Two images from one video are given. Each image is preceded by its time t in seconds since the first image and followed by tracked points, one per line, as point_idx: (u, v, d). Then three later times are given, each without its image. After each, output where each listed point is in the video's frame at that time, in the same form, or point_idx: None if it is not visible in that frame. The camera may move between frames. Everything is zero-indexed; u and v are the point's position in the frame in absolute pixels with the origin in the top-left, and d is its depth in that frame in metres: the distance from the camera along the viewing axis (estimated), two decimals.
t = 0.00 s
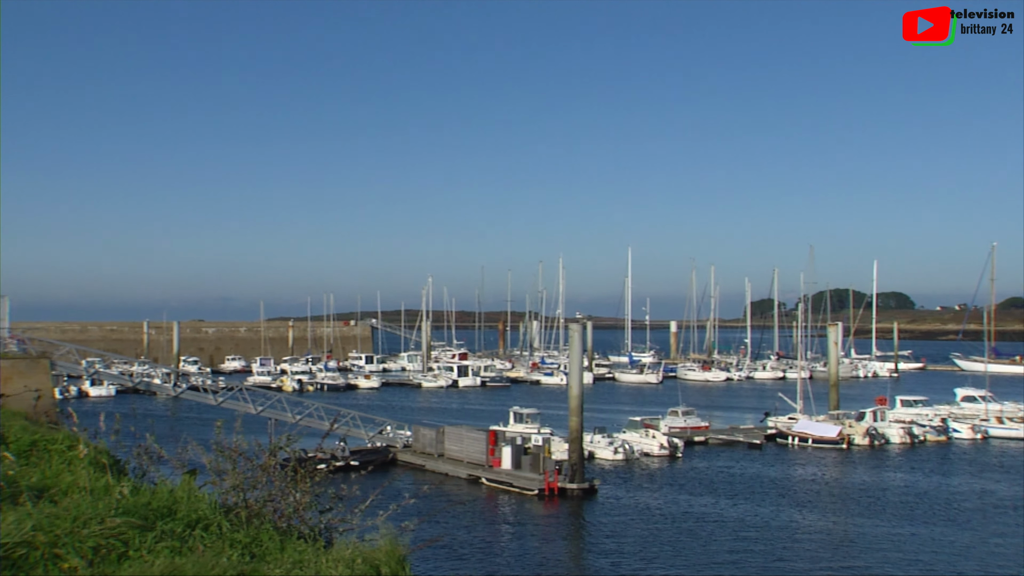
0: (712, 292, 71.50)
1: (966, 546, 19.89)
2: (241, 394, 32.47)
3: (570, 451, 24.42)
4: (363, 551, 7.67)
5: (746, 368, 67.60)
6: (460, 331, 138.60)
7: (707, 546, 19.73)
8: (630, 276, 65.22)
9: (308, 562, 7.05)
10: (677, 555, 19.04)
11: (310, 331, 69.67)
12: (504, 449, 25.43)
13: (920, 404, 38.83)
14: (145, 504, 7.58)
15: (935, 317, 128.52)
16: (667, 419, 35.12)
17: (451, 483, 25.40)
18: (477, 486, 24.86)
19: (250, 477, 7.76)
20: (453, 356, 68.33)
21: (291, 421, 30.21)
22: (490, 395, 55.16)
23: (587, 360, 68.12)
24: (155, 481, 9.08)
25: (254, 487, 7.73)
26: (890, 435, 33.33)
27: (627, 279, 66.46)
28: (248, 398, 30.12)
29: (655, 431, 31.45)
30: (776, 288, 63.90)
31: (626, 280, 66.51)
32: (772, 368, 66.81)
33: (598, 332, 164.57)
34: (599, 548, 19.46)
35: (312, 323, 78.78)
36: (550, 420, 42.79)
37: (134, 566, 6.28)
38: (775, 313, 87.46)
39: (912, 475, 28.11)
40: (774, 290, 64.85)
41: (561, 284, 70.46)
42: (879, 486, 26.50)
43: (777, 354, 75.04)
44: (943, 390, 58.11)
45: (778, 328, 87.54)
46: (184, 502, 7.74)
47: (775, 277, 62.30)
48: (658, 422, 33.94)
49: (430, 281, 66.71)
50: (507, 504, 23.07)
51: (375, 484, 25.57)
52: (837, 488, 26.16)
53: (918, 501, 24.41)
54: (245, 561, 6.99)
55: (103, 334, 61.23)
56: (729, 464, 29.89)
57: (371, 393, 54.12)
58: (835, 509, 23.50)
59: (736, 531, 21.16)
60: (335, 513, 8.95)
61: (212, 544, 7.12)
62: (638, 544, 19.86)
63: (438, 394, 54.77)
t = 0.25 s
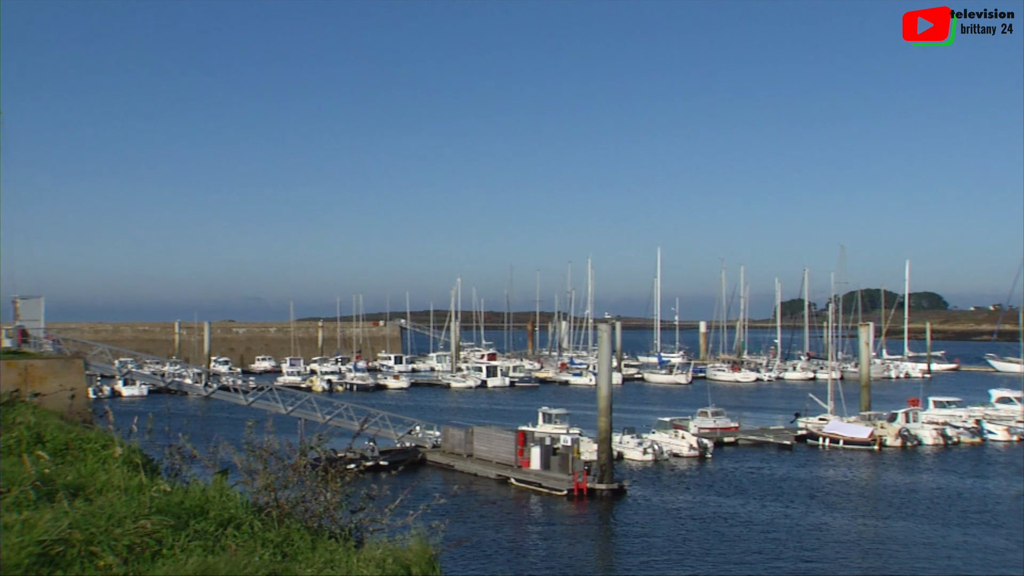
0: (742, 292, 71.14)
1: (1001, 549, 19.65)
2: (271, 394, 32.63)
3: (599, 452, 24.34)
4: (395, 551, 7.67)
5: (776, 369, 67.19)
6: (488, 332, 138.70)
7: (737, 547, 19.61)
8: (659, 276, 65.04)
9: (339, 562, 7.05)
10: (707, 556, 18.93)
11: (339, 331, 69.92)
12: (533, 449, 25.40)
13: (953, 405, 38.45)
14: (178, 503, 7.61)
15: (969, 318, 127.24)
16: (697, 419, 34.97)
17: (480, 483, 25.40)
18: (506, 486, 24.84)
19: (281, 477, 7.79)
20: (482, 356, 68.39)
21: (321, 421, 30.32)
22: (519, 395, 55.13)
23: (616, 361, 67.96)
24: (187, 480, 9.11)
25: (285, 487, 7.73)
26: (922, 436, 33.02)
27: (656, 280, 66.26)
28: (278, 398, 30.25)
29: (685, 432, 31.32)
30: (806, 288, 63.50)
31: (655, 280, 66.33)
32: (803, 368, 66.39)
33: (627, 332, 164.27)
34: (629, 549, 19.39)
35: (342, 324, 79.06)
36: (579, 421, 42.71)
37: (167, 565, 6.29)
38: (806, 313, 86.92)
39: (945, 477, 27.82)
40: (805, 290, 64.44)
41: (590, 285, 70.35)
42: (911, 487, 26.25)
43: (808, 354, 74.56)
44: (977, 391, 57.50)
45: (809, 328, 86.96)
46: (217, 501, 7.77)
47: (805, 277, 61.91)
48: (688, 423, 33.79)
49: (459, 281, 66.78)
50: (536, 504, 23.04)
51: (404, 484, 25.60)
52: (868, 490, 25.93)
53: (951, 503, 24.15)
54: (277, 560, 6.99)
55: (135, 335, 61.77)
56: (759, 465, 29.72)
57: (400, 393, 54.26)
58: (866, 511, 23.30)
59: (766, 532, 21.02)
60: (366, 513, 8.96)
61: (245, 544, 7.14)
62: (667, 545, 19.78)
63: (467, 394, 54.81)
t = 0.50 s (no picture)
0: (771, 292, 70.75)
1: None
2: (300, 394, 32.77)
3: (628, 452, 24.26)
4: (424, 550, 7.67)
5: (805, 370, 66.77)
6: (517, 332, 138.73)
7: (766, 549, 19.51)
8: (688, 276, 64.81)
9: (369, 562, 7.06)
10: (736, 557, 18.85)
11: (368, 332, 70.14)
12: (562, 450, 25.37)
13: (987, 406, 38.05)
14: (210, 502, 7.66)
15: (1003, 318, 125.86)
16: (726, 420, 34.81)
17: (508, 483, 25.40)
18: (535, 487, 24.83)
19: (311, 476, 7.82)
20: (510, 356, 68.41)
21: (349, 421, 30.42)
22: (547, 395, 55.11)
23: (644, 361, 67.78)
24: (217, 479, 9.16)
25: (315, 486, 7.76)
26: (955, 438, 32.70)
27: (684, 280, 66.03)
28: (307, 398, 30.38)
29: (713, 433, 31.18)
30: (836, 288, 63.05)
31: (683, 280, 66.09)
32: (833, 369, 65.93)
33: (656, 332, 163.78)
34: (657, 549, 19.34)
35: (371, 324, 79.30)
36: (607, 421, 42.62)
37: (200, 564, 6.33)
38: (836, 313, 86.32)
39: (978, 479, 27.54)
40: (835, 290, 64.01)
41: (618, 285, 70.19)
42: (943, 490, 26.00)
43: (838, 355, 74.02)
44: (1011, 392, 56.86)
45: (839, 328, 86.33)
46: (248, 501, 7.81)
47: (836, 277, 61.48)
48: (717, 423, 33.64)
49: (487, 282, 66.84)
50: (564, 505, 23.01)
51: (432, 484, 25.65)
52: (900, 492, 25.71)
53: (984, 506, 23.89)
54: (307, 560, 7.02)
55: (166, 335, 62.27)
56: (789, 466, 29.54)
57: (428, 393, 54.39)
58: (897, 513, 23.10)
59: (796, 533, 20.90)
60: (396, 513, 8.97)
61: (275, 543, 7.17)
62: (696, 545, 19.71)
63: (495, 394, 54.84)
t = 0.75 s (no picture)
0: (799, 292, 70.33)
1: None
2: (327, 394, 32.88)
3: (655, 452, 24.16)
4: (452, 551, 7.66)
5: (834, 370, 66.35)
6: (543, 332, 138.67)
7: (794, 550, 19.40)
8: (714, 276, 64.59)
9: (398, 561, 7.04)
10: (763, 558, 18.75)
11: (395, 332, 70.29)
12: (588, 450, 25.33)
13: (1019, 408, 37.64)
14: (239, 502, 7.67)
15: None
16: (754, 421, 34.65)
17: (535, 483, 25.38)
18: (561, 487, 24.80)
19: (339, 476, 7.82)
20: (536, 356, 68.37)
21: (376, 421, 30.50)
22: (573, 396, 55.06)
23: (671, 362, 67.57)
24: (247, 479, 9.19)
25: (343, 486, 7.76)
26: (986, 439, 32.36)
27: (711, 280, 65.78)
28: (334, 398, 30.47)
29: (741, 433, 31.04)
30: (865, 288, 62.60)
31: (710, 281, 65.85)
32: (862, 370, 65.48)
33: (683, 333, 163.22)
34: (684, 550, 19.28)
35: (398, 325, 79.49)
36: (634, 421, 42.51)
37: (230, 563, 6.34)
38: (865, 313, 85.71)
39: (1009, 481, 27.25)
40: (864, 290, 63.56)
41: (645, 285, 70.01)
42: (973, 492, 25.74)
43: (867, 355, 73.49)
44: None
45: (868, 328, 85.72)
46: (277, 500, 7.83)
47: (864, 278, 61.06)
48: (744, 424, 33.49)
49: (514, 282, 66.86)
50: (590, 505, 22.97)
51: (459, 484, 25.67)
52: (930, 493, 25.47)
53: (1016, 508, 23.63)
54: (335, 559, 7.02)
55: (195, 335, 62.69)
56: (817, 467, 29.35)
57: (455, 393, 54.47)
58: (927, 515, 22.89)
59: (824, 535, 20.77)
60: (424, 514, 8.96)
61: (304, 542, 7.18)
62: (723, 546, 19.62)
63: (521, 394, 54.83)
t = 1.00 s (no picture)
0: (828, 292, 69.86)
1: None
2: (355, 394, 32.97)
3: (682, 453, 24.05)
4: (480, 550, 7.62)
5: (863, 371, 65.85)
6: (570, 332, 138.43)
7: (822, 552, 19.29)
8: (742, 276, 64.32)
9: (426, 562, 7.02)
10: (791, 560, 18.65)
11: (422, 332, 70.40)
12: (615, 450, 25.26)
13: None
14: (268, 501, 7.68)
15: None
16: (782, 421, 34.43)
17: (561, 483, 25.34)
18: (588, 487, 24.75)
19: (367, 476, 7.79)
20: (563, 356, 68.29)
21: (403, 421, 30.56)
22: (600, 396, 54.96)
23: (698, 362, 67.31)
24: (276, 478, 9.20)
25: (371, 486, 7.75)
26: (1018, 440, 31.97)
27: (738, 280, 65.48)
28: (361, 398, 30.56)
29: (769, 434, 30.85)
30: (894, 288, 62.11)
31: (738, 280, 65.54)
32: (891, 370, 64.96)
33: (711, 334, 162.51)
34: (711, 551, 19.21)
35: (425, 325, 79.63)
36: (661, 422, 42.36)
37: (259, 562, 6.34)
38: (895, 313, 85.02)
39: None
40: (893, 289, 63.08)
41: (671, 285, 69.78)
42: (1004, 494, 25.46)
43: (897, 356, 72.88)
44: None
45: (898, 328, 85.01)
46: (306, 499, 7.83)
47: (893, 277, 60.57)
48: (772, 424, 33.28)
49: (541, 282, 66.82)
50: (617, 505, 22.91)
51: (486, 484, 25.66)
52: (961, 495, 25.21)
53: None
54: (364, 559, 7.01)
55: (223, 335, 63.06)
56: (846, 468, 29.13)
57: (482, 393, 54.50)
58: (958, 517, 22.66)
59: (853, 536, 20.62)
60: (452, 514, 8.94)
61: (333, 541, 7.18)
62: (750, 547, 19.53)
63: (548, 395, 54.77)
